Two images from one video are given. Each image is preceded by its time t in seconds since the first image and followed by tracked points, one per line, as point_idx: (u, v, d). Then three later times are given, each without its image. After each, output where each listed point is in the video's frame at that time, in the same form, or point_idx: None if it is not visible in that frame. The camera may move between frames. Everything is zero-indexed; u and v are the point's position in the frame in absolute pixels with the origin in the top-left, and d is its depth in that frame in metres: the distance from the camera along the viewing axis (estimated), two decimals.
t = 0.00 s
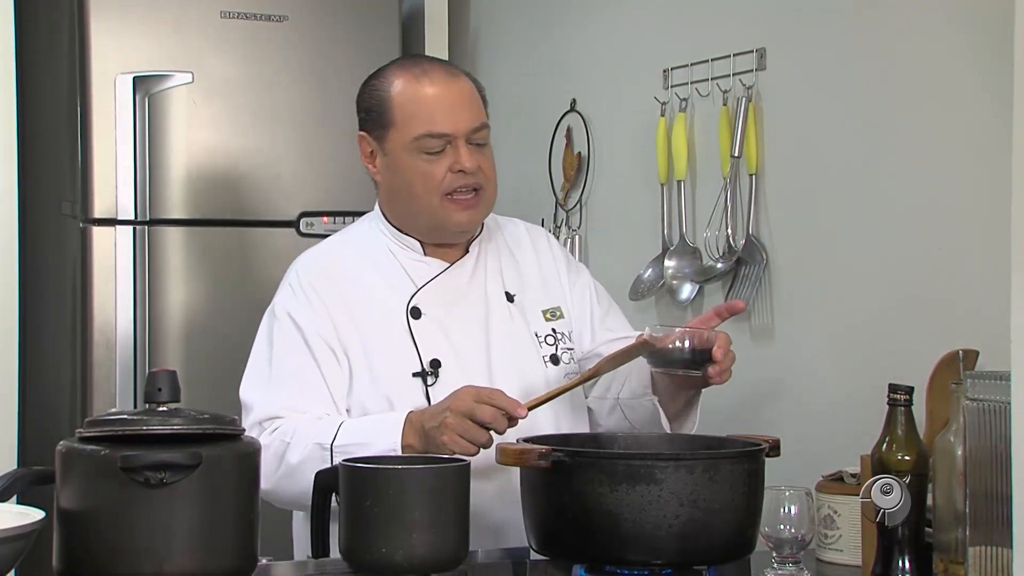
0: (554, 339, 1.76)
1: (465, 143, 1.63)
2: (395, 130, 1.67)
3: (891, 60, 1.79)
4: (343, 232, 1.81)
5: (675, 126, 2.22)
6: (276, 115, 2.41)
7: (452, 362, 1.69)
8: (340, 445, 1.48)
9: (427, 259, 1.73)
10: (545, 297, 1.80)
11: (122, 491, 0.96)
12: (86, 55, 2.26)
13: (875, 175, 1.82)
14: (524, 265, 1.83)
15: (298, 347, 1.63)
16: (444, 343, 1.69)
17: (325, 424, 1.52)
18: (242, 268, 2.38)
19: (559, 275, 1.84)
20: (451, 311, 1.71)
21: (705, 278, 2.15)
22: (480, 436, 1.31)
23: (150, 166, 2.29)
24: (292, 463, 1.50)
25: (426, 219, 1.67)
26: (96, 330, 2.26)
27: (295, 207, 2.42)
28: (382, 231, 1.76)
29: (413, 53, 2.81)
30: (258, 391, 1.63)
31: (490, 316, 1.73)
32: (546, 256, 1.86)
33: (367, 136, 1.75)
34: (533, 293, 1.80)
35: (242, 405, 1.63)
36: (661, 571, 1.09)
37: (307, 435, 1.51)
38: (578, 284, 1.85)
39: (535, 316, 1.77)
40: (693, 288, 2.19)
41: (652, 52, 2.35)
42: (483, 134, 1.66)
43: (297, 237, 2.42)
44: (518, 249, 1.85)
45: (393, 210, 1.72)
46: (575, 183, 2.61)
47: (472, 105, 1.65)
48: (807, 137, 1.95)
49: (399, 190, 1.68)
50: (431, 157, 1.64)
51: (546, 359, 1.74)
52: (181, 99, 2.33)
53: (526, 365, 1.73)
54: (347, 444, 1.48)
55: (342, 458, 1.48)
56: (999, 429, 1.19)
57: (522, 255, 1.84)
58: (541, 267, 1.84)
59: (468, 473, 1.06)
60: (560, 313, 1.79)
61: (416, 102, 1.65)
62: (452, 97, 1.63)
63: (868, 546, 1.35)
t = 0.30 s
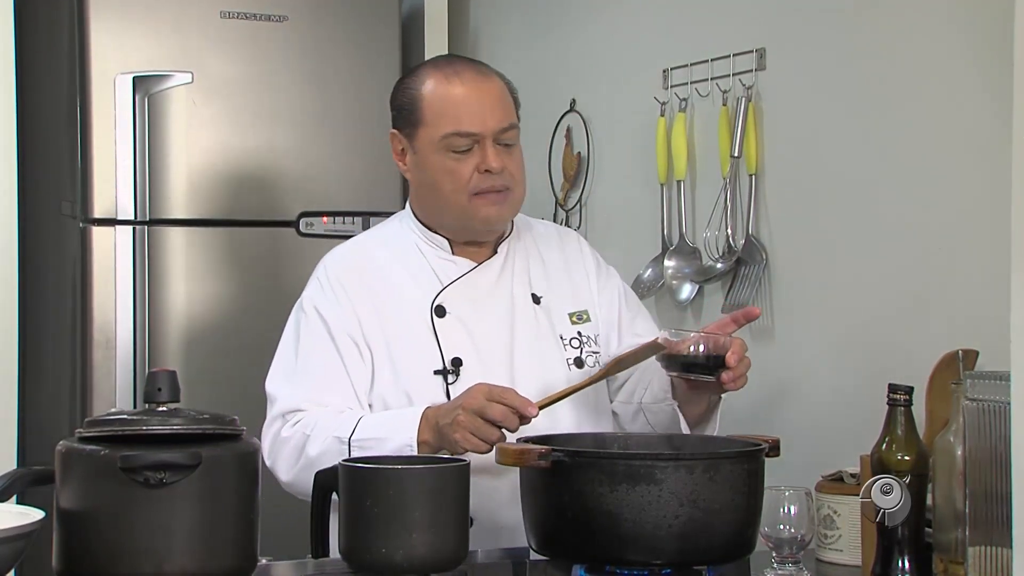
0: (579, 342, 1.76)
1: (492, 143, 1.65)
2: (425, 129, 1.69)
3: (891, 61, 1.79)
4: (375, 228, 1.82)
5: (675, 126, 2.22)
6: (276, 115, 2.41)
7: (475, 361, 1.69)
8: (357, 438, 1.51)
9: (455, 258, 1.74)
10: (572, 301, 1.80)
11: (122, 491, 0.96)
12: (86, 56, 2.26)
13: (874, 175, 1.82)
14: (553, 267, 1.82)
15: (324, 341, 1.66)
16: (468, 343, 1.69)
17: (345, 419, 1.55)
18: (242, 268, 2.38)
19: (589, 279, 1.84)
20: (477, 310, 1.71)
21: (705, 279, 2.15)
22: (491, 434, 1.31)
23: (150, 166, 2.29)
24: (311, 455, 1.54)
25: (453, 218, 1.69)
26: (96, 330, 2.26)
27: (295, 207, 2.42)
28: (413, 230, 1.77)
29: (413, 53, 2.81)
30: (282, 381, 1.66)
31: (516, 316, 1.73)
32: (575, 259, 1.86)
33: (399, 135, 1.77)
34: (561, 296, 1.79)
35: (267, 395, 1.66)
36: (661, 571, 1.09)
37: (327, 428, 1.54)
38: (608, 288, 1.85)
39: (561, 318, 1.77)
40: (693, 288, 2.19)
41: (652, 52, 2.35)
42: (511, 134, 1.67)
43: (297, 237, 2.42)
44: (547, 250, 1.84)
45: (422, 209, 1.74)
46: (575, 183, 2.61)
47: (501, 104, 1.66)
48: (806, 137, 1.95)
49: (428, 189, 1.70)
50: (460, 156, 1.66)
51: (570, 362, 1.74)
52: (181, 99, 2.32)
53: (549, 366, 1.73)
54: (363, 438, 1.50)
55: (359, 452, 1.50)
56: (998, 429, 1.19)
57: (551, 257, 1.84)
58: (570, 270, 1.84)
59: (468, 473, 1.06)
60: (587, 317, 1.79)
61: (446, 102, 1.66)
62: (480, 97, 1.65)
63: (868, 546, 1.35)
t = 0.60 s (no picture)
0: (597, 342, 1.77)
1: (502, 127, 1.70)
2: (440, 116, 1.75)
3: (891, 61, 1.79)
4: (400, 226, 1.85)
5: (675, 126, 2.22)
6: (276, 115, 2.41)
7: (490, 357, 1.70)
8: (367, 430, 1.52)
9: (474, 255, 1.76)
10: (591, 300, 1.81)
11: (121, 491, 0.96)
12: (86, 55, 2.26)
13: (874, 175, 1.82)
14: (573, 266, 1.84)
15: (340, 337, 1.68)
16: (485, 339, 1.70)
17: (356, 413, 1.57)
18: (242, 268, 2.38)
19: (609, 280, 1.85)
20: (495, 305, 1.72)
21: (705, 278, 2.14)
22: (490, 421, 1.31)
23: (150, 166, 2.29)
24: (321, 448, 1.55)
25: (463, 202, 1.73)
26: (96, 331, 2.26)
27: (294, 207, 2.42)
28: (435, 228, 1.79)
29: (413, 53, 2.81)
30: (298, 376, 1.68)
31: (534, 313, 1.75)
32: (596, 260, 1.87)
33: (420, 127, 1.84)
34: (580, 296, 1.81)
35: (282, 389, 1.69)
36: (661, 571, 1.09)
37: (337, 421, 1.56)
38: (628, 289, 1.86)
39: (580, 318, 1.78)
40: (693, 288, 2.19)
41: (652, 52, 2.35)
42: (522, 120, 1.73)
43: (297, 237, 2.42)
44: (569, 250, 1.86)
45: (437, 198, 1.79)
46: (575, 183, 2.61)
47: (512, 92, 1.72)
48: (806, 137, 1.96)
49: (441, 174, 1.75)
50: (470, 140, 1.71)
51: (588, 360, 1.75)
52: (181, 99, 2.32)
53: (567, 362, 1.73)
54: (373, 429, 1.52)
55: (368, 443, 1.52)
56: (998, 429, 1.19)
57: (573, 256, 1.85)
58: (591, 270, 1.85)
59: (468, 473, 1.06)
60: (606, 317, 1.80)
61: (459, 89, 1.73)
62: (493, 83, 1.71)
63: (868, 546, 1.35)
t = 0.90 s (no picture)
0: (612, 343, 1.77)
1: (517, 119, 1.71)
2: (460, 107, 1.77)
3: (892, 61, 1.79)
4: (425, 224, 1.87)
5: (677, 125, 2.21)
6: (277, 115, 2.41)
7: (502, 356, 1.71)
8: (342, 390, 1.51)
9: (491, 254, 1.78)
10: (608, 303, 1.82)
11: (122, 490, 0.96)
12: (87, 56, 2.27)
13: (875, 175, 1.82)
14: (591, 269, 1.85)
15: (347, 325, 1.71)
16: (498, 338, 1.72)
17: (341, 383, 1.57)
18: (243, 267, 2.38)
19: (628, 284, 1.86)
20: (508, 304, 1.74)
21: (707, 278, 2.14)
22: (438, 342, 1.30)
23: (151, 167, 2.30)
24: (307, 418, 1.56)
25: (473, 189, 1.73)
26: (97, 331, 2.26)
27: (295, 207, 2.42)
28: (456, 226, 1.81)
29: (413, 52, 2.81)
30: (305, 363, 1.71)
31: (549, 313, 1.76)
32: (615, 263, 1.88)
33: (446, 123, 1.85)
34: (598, 298, 1.81)
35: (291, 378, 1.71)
36: (662, 571, 1.10)
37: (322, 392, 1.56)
38: (646, 291, 1.87)
39: (596, 319, 1.79)
40: (694, 289, 2.19)
41: (653, 52, 2.35)
42: (539, 116, 1.73)
43: (299, 237, 2.43)
44: (588, 253, 1.88)
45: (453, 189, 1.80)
46: (576, 183, 2.61)
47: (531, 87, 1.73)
48: (807, 137, 1.96)
49: (456, 163, 1.75)
50: (485, 130, 1.72)
51: (601, 361, 1.75)
52: (183, 99, 2.33)
53: (579, 362, 1.74)
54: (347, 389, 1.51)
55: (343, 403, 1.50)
56: (1000, 429, 1.19)
57: (591, 259, 1.87)
58: (610, 273, 1.86)
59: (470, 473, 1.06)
60: (623, 319, 1.81)
61: (480, 81, 1.75)
62: (512, 77, 1.73)
63: (870, 546, 1.35)
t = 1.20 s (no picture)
0: (623, 350, 1.77)
1: (538, 135, 1.69)
2: (485, 112, 1.74)
3: (893, 60, 1.79)
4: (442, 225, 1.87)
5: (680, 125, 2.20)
6: (280, 115, 2.41)
7: (510, 359, 1.71)
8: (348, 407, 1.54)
9: (507, 255, 1.77)
10: (622, 310, 1.81)
11: (125, 490, 0.96)
12: (90, 55, 2.26)
13: (877, 175, 1.82)
14: (607, 274, 1.84)
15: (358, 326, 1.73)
16: (508, 341, 1.71)
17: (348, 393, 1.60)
18: (246, 267, 2.38)
19: (643, 292, 1.85)
20: (519, 307, 1.73)
21: (710, 278, 2.14)
22: (439, 386, 1.30)
23: (155, 167, 2.30)
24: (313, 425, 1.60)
25: (489, 199, 1.73)
26: (100, 331, 2.25)
27: (297, 207, 2.42)
28: (472, 228, 1.81)
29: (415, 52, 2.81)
30: (315, 361, 1.74)
31: (561, 317, 1.75)
32: (632, 270, 1.87)
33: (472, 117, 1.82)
34: (611, 304, 1.81)
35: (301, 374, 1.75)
36: (665, 571, 1.10)
37: (328, 400, 1.60)
38: (661, 298, 1.86)
39: (608, 326, 1.79)
40: (697, 289, 2.18)
41: (655, 52, 2.35)
42: (561, 132, 1.71)
43: (301, 237, 2.43)
44: (605, 258, 1.87)
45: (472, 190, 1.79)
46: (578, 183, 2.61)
47: (557, 103, 1.70)
48: (809, 137, 1.96)
49: (475, 170, 1.74)
50: (506, 142, 1.70)
51: (611, 368, 1.75)
52: (186, 99, 2.33)
53: (588, 366, 1.74)
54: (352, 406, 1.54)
55: (348, 420, 1.54)
56: (1002, 429, 1.19)
57: (608, 264, 1.86)
58: (625, 279, 1.85)
59: (474, 474, 1.06)
60: (636, 326, 1.80)
61: (506, 90, 1.71)
62: (538, 91, 1.69)
63: (873, 547, 1.35)
